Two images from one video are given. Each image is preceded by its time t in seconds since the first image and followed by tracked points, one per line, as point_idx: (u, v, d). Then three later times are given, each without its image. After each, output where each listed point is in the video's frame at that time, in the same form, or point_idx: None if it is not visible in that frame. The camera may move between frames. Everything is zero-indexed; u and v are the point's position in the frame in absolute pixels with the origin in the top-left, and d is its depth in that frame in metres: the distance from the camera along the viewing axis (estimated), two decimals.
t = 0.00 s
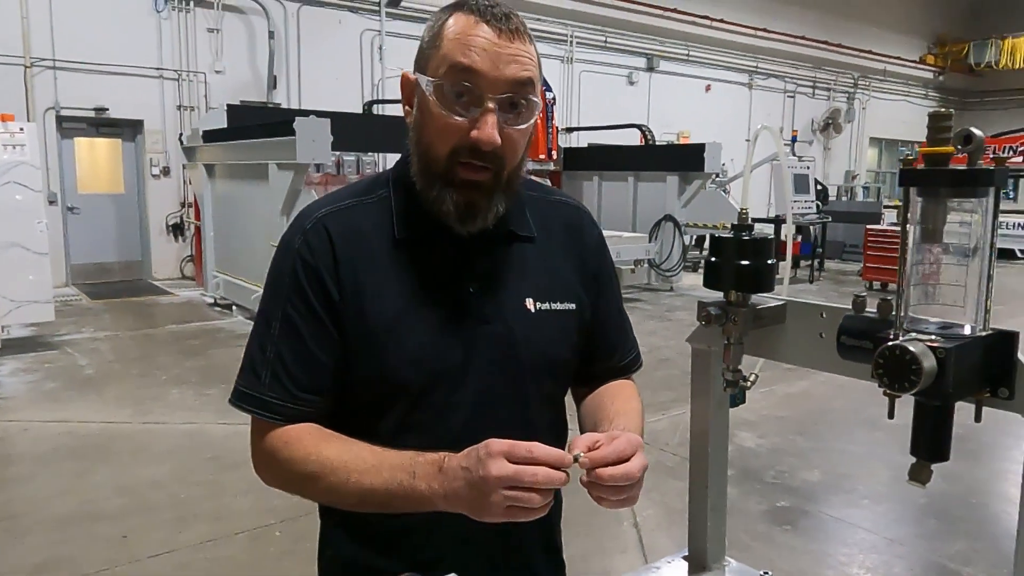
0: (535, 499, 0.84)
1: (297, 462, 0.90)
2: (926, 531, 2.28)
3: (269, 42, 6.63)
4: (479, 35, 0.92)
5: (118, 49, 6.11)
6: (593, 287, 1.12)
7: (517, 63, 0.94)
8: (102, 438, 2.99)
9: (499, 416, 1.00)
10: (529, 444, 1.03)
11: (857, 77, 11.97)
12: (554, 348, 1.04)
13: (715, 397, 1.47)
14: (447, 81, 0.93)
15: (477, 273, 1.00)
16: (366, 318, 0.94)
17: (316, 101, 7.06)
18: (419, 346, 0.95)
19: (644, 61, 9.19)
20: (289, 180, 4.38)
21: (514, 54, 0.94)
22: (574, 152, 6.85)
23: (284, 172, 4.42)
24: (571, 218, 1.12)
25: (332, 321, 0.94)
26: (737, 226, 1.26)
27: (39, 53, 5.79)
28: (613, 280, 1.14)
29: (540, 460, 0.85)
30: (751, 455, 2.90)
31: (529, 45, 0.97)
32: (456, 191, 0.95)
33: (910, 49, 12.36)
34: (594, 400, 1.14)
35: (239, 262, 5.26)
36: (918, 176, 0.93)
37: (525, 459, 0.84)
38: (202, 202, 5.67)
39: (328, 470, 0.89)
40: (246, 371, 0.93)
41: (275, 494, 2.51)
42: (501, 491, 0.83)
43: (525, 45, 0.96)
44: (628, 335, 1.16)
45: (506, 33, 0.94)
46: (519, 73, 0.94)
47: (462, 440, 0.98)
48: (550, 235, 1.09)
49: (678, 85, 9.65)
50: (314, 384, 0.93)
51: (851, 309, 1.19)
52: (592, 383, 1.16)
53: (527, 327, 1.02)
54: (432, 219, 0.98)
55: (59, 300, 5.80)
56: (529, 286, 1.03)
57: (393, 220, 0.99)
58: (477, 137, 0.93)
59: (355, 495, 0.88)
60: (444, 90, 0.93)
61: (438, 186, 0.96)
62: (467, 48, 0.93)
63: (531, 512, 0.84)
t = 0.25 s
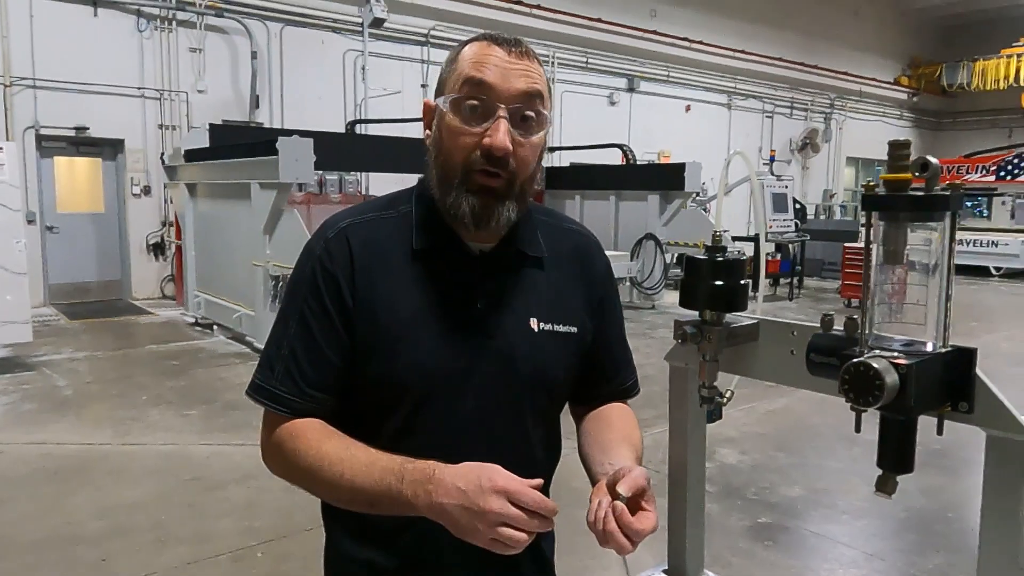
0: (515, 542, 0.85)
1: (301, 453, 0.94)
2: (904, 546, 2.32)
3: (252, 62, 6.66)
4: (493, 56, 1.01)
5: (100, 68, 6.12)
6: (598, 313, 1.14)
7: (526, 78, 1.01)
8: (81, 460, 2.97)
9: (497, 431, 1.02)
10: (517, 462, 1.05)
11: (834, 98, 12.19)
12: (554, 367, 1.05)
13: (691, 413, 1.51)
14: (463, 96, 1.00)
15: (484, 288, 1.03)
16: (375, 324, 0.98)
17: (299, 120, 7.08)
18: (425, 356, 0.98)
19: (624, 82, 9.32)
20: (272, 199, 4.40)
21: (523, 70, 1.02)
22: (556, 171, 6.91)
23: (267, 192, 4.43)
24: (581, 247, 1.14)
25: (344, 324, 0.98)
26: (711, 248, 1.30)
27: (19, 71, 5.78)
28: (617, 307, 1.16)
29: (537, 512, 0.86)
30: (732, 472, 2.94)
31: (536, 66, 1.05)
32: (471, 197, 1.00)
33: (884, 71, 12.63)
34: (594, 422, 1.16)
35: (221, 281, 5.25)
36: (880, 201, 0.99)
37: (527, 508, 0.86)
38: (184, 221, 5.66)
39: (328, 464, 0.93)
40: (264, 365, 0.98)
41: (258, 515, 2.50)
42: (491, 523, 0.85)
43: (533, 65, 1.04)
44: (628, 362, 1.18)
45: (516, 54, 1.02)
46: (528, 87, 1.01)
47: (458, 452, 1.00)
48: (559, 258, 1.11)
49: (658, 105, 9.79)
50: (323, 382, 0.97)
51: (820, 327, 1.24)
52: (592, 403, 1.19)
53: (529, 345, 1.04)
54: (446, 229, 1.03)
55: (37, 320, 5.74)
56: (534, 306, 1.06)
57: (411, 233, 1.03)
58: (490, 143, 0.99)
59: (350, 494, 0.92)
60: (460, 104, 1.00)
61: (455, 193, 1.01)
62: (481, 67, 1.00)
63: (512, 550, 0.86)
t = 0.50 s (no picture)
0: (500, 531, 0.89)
1: (302, 449, 0.96)
2: (892, 556, 2.34)
3: (241, 76, 6.67)
4: (508, 85, 1.05)
5: (88, 82, 6.12)
6: (595, 338, 1.16)
7: (538, 107, 1.05)
8: (68, 476, 2.95)
9: (493, 447, 1.04)
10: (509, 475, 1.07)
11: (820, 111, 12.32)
12: (550, 384, 1.07)
13: (678, 426, 1.53)
14: (477, 121, 1.04)
15: (486, 304, 1.06)
16: (380, 331, 1.01)
17: (288, 133, 7.09)
18: (427, 366, 1.00)
19: (612, 95, 9.39)
20: (261, 213, 4.40)
21: (536, 100, 1.06)
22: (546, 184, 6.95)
23: (256, 206, 4.44)
24: (582, 272, 1.17)
25: (351, 329, 1.01)
26: (695, 263, 1.32)
27: (6, 85, 5.77)
28: (615, 333, 1.19)
29: (523, 496, 0.90)
30: (721, 483, 2.96)
31: (549, 97, 1.09)
32: (480, 215, 1.03)
33: (868, 84, 12.80)
34: (588, 440, 1.18)
35: (210, 296, 5.24)
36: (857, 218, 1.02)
37: (511, 493, 0.90)
38: (172, 235, 5.64)
39: (329, 459, 0.95)
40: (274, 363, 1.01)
41: (247, 530, 2.49)
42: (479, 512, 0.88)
43: (545, 96, 1.08)
44: (624, 386, 1.21)
45: (529, 86, 1.07)
46: (540, 115, 1.05)
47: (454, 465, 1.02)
48: (561, 281, 1.14)
49: (646, 118, 9.87)
50: (328, 383, 1.00)
51: (802, 341, 1.27)
52: (587, 424, 1.21)
53: (527, 362, 1.06)
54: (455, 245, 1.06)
55: (23, 335, 5.70)
56: (534, 324, 1.08)
57: (420, 248, 1.06)
58: (501, 166, 1.02)
59: (348, 486, 0.94)
60: (475, 128, 1.03)
61: (466, 211, 1.04)
62: (496, 95, 1.04)
63: (501, 540, 0.89)
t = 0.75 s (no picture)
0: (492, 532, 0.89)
1: (306, 444, 0.98)
2: (883, 555, 2.36)
3: (232, 78, 6.66)
4: (512, 95, 1.05)
5: (77, 84, 6.09)
6: (599, 341, 1.16)
7: (542, 118, 1.05)
8: (58, 481, 2.93)
9: (495, 448, 1.04)
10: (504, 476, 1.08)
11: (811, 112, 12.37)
12: (553, 387, 1.08)
13: (670, 426, 1.54)
14: (482, 131, 1.04)
15: (491, 305, 1.06)
16: (386, 331, 1.01)
17: (280, 135, 7.08)
18: (432, 365, 1.01)
19: (604, 97, 9.41)
20: (252, 215, 4.40)
21: (539, 110, 1.06)
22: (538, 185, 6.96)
23: (247, 208, 4.43)
24: (587, 277, 1.17)
25: (357, 328, 1.02)
26: (687, 265, 1.33)
27: None
28: (618, 337, 1.19)
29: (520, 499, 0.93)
30: (713, 484, 2.97)
31: (553, 105, 1.08)
32: (485, 223, 1.04)
33: (857, 85, 12.87)
34: (584, 440, 1.19)
35: (201, 299, 5.22)
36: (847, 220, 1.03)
37: (508, 496, 0.92)
38: (163, 238, 5.62)
39: (332, 456, 0.96)
40: (282, 359, 1.02)
41: (240, 534, 2.49)
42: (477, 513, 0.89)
43: (550, 105, 1.07)
44: (626, 389, 1.21)
45: (533, 94, 1.06)
46: (543, 126, 1.05)
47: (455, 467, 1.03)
48: (566, 285, 1.14)
49: (637, 120, 9.89)
50: (334, 380, 1.01)
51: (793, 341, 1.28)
52: (587, 426, 1.21)
53: (530, 365, 1.06)
54: (461, 249, 1.07)
55: (12, 339, 5.66)
56: (539, 327, 1.08)
57: (427, 250, 1.07)
58: (504, 177, 1.03)
59: (349, 483, 0.96)
60: (480, 139, 1.04)
61: (472, 219, 1.05)
62: (500, 105, 1.04)
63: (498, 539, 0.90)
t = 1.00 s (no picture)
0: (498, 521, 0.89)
1: (299, 445, 0.97)
2: (879, 551, 2.37)
3: (227, 75, 6.64)
4: (496, 90, 1.04)
5: (72, 81, 6.07)
6: (597, 336, 1.16)
7: (528, 110, 1.05)
8: (54, 479, 2.93)
9: (493, 444, 1.04)
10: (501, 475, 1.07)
11: (806, 109, 12.38)
12: (550, 382, 1.07)
13: (666, 423, 1.55)
14: (469, 129, 1.04)
15: (488, 300, 1.06)
16: (380, 328, 1.01)
17: (276, 132, 7.06)
18: (426, 362, 1.01)
19: (600, 94, 9.41)
20: (248, 213, 4.39)
21: (525, 103, 1.05)
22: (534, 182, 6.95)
23: (243, 205, 4.42)
24: (582, 271, 1.17)
25: (350, 327, 1.02)
26: (683, 261, 1.33)
27: None
28: (616, 331, 1.19)
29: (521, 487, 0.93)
30: (709, 480, 2.98)
31: (540, 96, 1.07)
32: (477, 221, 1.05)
33: (853, 82, 12.89)
34: (585, 438, 1.18)
35: (196, 296, 5.21)
36: (843, 216, 1.04)
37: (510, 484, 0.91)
38: (158, 235, 5.61)
39: (326, 454, 0.96)
40: (274, 362, 1.01)
41: (236, 531, 2.49)
42: (480, 502, 0.89)
43: (536, 96, 1.06)
44: (626, 385, 1.21)
45: (518, 87, 1.05)
46: (530, 119, 1.04)
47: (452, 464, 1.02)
48: (562, 279, 1.14)
49: (634, 117, 9.89)
50: (327, 380, 1.00)
51: (788, 338, 1.28)
52: (587, 425, 1.21)
53: (528, 360, 1.06)
54: (454, 245, 1.07)
55: (7, 337, 5.64)
56: (535, 321, 1.08)
57: (421, 248, 1.07)
58: (493, 175, 1.03)
59: (345, 482, 0.94)
60: (467, 136, 1.04)
61: (463, 217, 1.05)
62: (485, 100, 1.04)
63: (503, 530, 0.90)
